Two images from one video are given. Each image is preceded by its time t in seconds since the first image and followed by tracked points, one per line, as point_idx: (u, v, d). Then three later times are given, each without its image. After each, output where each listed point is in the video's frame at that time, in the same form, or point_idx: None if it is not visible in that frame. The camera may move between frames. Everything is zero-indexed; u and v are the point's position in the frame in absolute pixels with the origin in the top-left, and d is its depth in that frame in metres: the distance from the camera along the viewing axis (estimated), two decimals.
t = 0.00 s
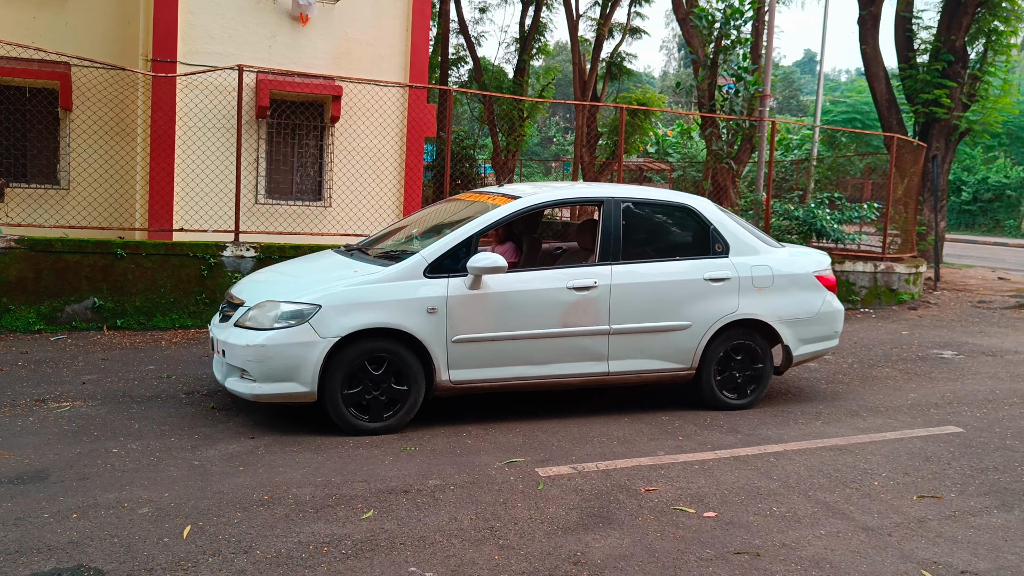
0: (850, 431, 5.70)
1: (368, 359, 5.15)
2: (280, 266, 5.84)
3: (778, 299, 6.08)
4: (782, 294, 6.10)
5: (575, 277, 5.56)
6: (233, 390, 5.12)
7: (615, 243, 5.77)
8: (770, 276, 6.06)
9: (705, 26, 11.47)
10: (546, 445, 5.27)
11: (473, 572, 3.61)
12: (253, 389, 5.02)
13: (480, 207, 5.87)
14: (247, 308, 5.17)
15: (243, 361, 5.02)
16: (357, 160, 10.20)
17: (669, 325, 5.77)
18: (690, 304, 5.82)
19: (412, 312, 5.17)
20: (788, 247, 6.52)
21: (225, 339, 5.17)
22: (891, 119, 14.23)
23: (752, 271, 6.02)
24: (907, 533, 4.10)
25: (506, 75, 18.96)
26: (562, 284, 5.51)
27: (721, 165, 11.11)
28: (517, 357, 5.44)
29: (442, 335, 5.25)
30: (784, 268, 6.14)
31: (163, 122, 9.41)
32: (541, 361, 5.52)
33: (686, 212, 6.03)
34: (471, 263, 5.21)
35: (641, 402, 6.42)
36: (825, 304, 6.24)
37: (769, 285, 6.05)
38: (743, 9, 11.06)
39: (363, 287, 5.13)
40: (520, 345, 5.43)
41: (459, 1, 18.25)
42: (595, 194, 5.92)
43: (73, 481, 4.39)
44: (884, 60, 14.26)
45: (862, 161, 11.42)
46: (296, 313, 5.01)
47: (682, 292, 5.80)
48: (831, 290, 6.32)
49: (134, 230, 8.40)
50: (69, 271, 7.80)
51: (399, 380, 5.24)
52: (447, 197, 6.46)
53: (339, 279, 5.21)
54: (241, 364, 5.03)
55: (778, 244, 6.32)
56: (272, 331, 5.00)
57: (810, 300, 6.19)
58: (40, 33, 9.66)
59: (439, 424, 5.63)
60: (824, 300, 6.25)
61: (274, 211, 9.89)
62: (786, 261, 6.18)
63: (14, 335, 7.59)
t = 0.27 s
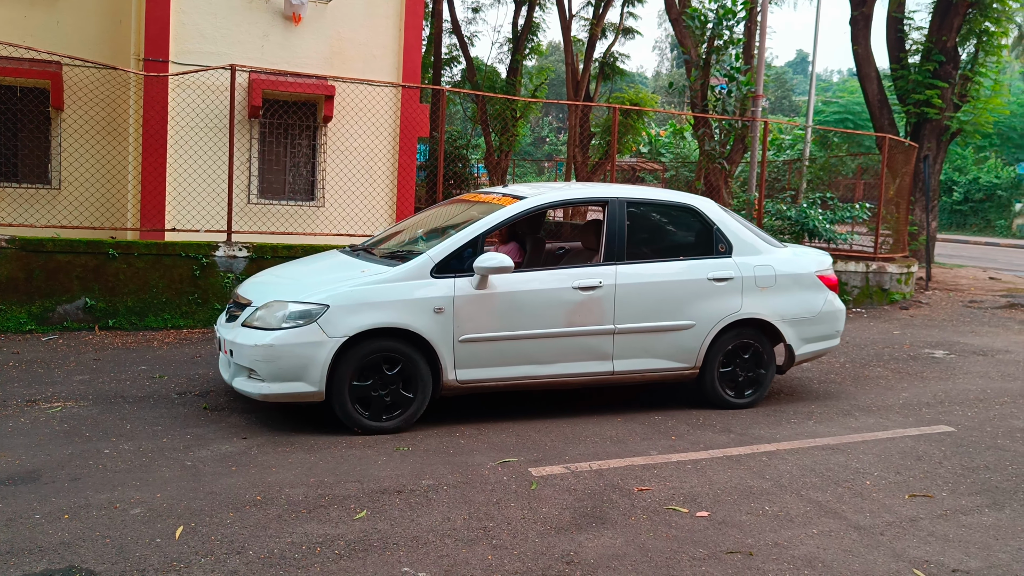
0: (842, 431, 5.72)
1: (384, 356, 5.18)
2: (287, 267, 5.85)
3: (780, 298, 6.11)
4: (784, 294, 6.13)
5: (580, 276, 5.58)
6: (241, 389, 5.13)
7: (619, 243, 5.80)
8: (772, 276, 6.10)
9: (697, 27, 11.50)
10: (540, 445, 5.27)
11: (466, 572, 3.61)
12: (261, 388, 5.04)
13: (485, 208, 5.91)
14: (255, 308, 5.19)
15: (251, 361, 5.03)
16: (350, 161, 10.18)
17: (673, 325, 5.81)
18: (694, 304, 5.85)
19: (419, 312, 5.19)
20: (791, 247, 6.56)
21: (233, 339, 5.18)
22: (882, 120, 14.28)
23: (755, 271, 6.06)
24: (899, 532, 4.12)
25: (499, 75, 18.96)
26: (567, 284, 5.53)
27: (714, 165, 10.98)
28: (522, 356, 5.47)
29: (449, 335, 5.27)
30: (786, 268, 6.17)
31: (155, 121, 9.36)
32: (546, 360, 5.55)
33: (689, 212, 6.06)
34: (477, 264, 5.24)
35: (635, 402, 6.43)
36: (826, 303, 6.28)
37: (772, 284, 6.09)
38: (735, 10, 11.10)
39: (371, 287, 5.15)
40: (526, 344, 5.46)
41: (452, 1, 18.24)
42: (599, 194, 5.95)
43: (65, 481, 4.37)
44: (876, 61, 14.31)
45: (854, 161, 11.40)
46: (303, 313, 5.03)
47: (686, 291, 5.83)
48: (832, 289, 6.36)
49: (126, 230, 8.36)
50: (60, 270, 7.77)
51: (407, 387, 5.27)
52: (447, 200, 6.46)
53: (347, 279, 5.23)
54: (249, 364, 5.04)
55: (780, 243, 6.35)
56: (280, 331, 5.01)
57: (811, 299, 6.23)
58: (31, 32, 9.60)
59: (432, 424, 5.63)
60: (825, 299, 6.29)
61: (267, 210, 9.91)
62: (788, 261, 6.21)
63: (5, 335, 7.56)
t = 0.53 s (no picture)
0: (837, 431, 5.73)
1: (406, 358, 5.23)
2: (296, 267, 5.87)
3: (786, 298, 6.18)
4: (790, 294, 6.20)
5: (589, 277, 5.62)
6: (252, 390, 5.15)
7: (627, 243, 5.83)
8: (778, 276, 6.16)
9: (692, 27, 11.52)
10: (535, 445, 5.27)
11: (461, 572, 3.60)
12: (273, 388, 5.06)
13: (493, 208, 5.93)
14: (266, 308, 5.21)
15: (263, 361, 5.05)
16: (344, 162, 10.20)
17: (681, 325, 5.84)
18: (701, 304, 5.90)
19: (430, 312, 5.21)
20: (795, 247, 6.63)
21: (244, 339, 5.20)
22: (876, 120, 14.31)
23: (761, 271, 6.11)
24: (893, 532, 4.13)
25: (494, 75, 18.95)
26: (577, 285, 5.56)
27: (708, 165, 11.07)
28: (531, 356, 5.50)
29: (460, 335, 5.30)
30: (791, 268, 6.24)
31: (149, 121, 9.35)
32: (556, 360, 5.58)
33: (695, 213, 6.10)
34: (488, 264, 5.26)
35: (631, 401, 6.44)
36: (830, 304, 6.35)
37: (777, 285, 6.15)
38: (730, 11, 11.11)
39: (382, 287, 5.17)
40: (535, 344, 5.49)
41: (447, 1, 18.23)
42: (607, 195, 5.98)
43: (58, 482, 4.35)
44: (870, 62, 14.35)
45: (848, 161, 11.57)
46: (315, 313, 5.05)
47: (693, 292, 5.87)
48: (837, 290, 6.43)
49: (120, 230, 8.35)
50: (53, 271, 7.74)
51: (417, 394, 5.31)
52: (447, 202, 6.49)
53: (357, 279, 5.25)
54: (260, 364, 5.06)
55: (785, 244, 6.41)
56: (292, 331, 5.03)
57: (816, 299, 6.30)
58: (24, 31, 9.55)
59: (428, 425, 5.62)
60: (830, 299, 6.36)
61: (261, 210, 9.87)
62: (793, 262, 6.27)
63: None
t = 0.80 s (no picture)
0: (830, 432, 5.74)
1: (428, 365, 5.30)
2: (306, 269, 5.90)
3: (792, 299, 6.21)
4: (795, 295, 6.24)
5: (598, 278, 5.65)
6: (264, 391, 5.19)
7: (634, 245, 5.88)
8: (784, 278, 6.19)
9: (686, 30, 11.54)
10: (528, 447, 5.26)
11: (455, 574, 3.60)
12: (285, 389, 5.10)
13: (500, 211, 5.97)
14: (278, 310, 5.25)
15: (275, 363, 5.09)
16: (337, 164, 10.18)
17: (688, 326, 5.89)
18: (707, 306, 5.94)
19: (441, 313, 5.25)
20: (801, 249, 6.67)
21: (256, 340, 5.24)
22: (868, 123, 14.36)
23: (767, 273, 6.15)
24: (886, 533, 4.14)
25: (488, 77, 18.95)
26: (585, 286, 5.60)
27: (702, 167, 11.06)
28: (540, 357, 5.54)
29: (470, 336, 5.34)
30: (797, 270, 6.27)
31: (141, 122, 9.32)
32: (564, 361, 5.62)
33: (701, 215, 6.15)
34: (497, 266, 5.30)
35: (626, 403, 6.44)
36: (836, 305, 6.38)
37: (783, 286, 6.18)
38: (723, 13, 11.15)
39: (393, 288, 5.21)
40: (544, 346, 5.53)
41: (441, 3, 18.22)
42: (614, 198, 6.04)
43: (50, 485, 4.33)
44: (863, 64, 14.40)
45: (841, 165, 11.49)
46: (327, 315, 5.09)
47: (699, 293, 5.91)
48: (842, 291, 6.46)
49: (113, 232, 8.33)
50: (45, 272, 7.71)
51: (422, 402, 5.35)
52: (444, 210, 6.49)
53: (369, 281, 5.29)
54: (273, 366, 5.10)
55: (790, 245, 6.45)
56: (304, 333, 5.07)
57: (822, 300, 6.33)
58: (16, 32, 9.52)
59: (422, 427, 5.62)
60: (835, 300, 6.39)
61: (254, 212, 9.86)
62: (798, 263, 6.31)
63: None
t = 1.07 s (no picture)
0: (819, 430, 5.77)
1: (448, 372, 5.37)
2: (315, 266, 5.93)
3: (796, 297, 6.29)
4: (799, 292, 6.31)
5: (605, 276, 5.71)
6: (275, 387, 5.23)
7: (641, 243, 5.92)
8: (788, 275, 6.26)
9: (676, 27, 11.55)
10: (519, 445, 5.27)
11: (446, 572, 3.60)
12: (297, 386, 5.15)
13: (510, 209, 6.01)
14: (289, 307, 5.29)
15: (287, 360, 5.13)
16: (328, 159, 10.11)
17: (694, 323, 5.95)
18: (713, 303, 6.00)
19: (452, 311, 5.30)
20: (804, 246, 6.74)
21: (267, 338, 5.28)
22: (858, 121, 14.41)
23: (772, 270, 6.22)
24: (875, 530, 4.16)
25: (479, 74, 18.92)
26: (593, 284, 5.66)
27: (692, 165, 11.05)
28: (549, 354, 5.60)
29: (480, 333, 5.39)
30: (800, 267, 6.34)
31: (130, 118, 9.27)
32: (572, 358, 5.67)
33: (707, 213, 6.20)
34: (506, 264, 5.35)
35: (618, 400, 6.46)
36: (839, 301, 6.46)
37: (787, 283, 6.25)
38: (713, 11, 11.16)
39: (405, 286, 5.26)
40: (553, 343, 5.59)
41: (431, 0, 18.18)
42: (622, 196, 6.08)
43: (38, 484, 4.31)
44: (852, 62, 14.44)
45: (830, 162, 11.60)
46: (338, 313, 5.14)
47: (705, 291, 5.97)
48: (845, 288, 6.54)
49: (102, 229, 8.28)
50: (33, 270, 7.66)
51: (426, 405, 5.38)
52: (452, 207, 6.54)
53: (379, 279, 5.33)
54: (285, 362, 5.15)
55: (794, 243, 6.52)
56: (315, 330, 5.12)
57: (825, 297, 6.41)
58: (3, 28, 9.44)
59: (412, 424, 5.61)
60: (838, 297, 6.47)
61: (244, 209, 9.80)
62: (802, 261, 6.38)
63: None
